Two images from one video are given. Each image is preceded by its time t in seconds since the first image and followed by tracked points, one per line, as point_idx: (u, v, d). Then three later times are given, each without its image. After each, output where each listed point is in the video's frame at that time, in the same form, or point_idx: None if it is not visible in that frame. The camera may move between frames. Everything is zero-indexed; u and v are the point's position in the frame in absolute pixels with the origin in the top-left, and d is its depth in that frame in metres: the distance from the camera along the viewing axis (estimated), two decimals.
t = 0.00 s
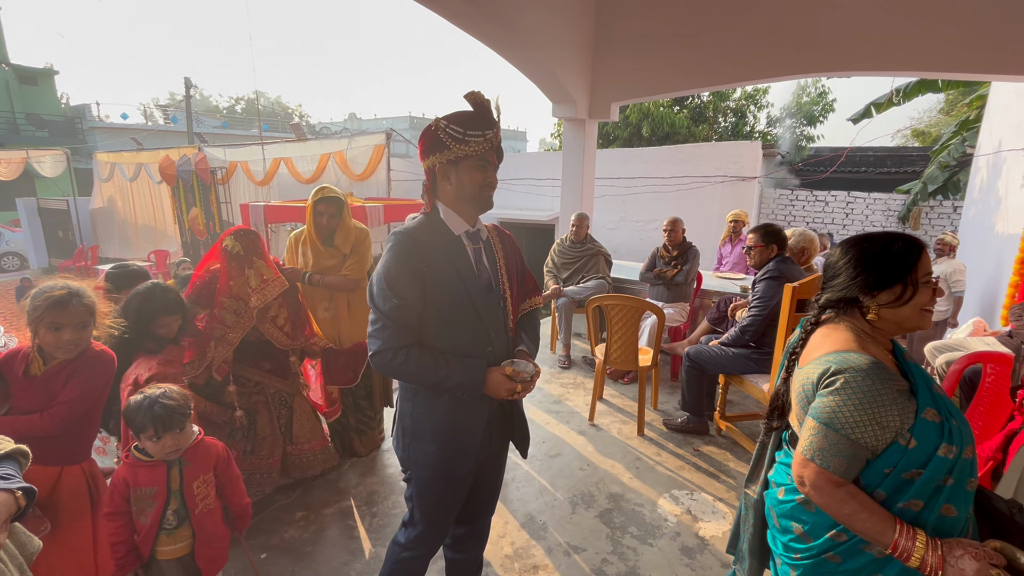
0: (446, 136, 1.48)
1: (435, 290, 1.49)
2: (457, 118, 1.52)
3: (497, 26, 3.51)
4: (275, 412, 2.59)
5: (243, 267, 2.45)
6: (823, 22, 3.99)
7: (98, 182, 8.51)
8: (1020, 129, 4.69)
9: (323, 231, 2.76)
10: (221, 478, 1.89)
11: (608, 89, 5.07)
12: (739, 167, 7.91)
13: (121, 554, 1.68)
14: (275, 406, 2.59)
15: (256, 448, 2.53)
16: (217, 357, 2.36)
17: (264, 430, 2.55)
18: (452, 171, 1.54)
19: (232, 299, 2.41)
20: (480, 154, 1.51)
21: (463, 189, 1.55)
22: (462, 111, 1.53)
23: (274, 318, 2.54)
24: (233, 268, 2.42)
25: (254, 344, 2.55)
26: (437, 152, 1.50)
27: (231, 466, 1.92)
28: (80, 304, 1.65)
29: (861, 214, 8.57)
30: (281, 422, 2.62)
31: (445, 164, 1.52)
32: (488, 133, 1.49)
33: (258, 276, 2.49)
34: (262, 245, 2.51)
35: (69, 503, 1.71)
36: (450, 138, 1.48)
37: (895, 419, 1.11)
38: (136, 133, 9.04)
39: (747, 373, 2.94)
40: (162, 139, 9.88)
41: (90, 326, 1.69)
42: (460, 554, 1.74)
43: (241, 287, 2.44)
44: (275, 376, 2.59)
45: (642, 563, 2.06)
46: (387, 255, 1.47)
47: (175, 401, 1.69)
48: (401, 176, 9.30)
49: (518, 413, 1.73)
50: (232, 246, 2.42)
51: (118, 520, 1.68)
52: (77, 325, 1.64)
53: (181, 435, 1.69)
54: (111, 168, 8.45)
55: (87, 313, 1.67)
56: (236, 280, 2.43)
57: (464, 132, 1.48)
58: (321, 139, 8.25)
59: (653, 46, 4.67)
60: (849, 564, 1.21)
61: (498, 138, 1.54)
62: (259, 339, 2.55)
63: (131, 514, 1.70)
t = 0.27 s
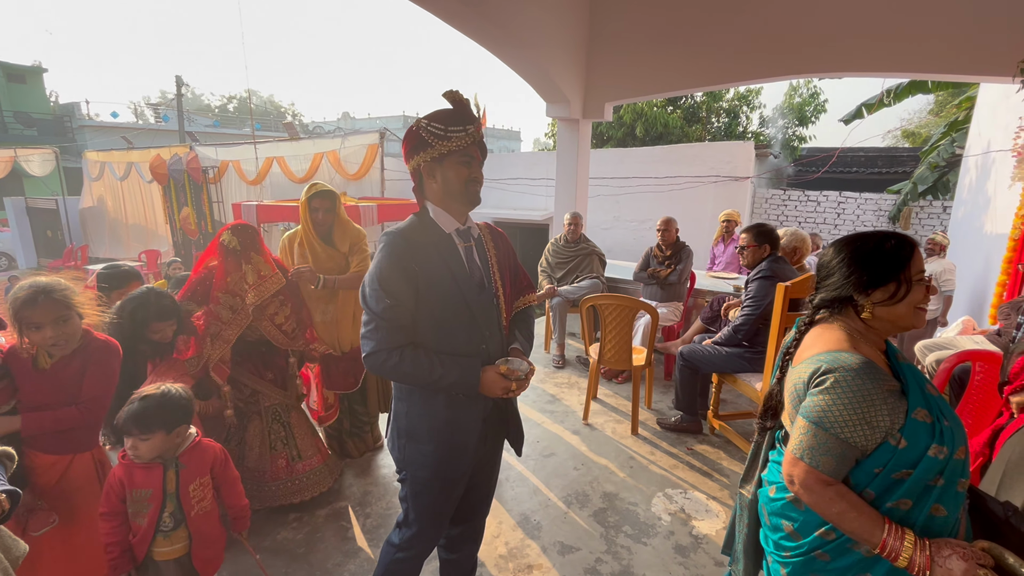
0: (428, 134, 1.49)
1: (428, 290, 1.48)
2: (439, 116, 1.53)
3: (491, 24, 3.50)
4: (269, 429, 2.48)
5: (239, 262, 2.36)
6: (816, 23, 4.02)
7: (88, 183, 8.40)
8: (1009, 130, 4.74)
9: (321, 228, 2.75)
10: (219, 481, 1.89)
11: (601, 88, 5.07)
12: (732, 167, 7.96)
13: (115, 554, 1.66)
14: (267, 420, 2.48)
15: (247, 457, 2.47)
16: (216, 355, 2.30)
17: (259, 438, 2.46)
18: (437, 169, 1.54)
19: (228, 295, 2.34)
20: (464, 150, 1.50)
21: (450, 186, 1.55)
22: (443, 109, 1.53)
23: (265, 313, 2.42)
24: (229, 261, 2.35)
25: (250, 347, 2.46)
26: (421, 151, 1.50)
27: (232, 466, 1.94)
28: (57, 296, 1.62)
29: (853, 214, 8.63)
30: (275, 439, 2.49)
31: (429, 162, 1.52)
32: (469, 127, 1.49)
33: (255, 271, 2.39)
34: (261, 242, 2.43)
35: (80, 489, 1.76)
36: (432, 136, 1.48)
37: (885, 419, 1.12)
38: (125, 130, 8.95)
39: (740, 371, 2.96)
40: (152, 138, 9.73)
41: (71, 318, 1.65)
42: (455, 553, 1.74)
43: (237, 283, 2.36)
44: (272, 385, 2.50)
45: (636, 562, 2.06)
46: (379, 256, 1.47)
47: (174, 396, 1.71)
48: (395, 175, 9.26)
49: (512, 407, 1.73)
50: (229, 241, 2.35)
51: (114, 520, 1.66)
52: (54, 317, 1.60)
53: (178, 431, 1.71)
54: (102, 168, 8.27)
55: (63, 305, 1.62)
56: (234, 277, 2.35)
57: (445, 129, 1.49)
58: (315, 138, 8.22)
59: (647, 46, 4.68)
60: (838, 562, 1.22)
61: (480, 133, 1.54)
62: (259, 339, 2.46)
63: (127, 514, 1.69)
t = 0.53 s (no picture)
0: (414, 135, 1.49)
1: (417, 289, 1.48)
2: (426, 116, 1.52)
3: (485, 24, 3.50)
4: (267, 434, 2.49)
5: (251, 253, 2.40)
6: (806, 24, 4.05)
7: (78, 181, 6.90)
8: (998, 131, 4.79)
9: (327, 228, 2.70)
10: (202, 493, 1.83)
11: (595, 88, 5.08)
12: (725, 167, 8.00)
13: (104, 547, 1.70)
14: (265, 425, 2.48)
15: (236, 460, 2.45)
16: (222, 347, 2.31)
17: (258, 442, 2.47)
18: (425, 170, 1.54)
19: (239, 287, 2.35)
20: (451, 151, 1.50)
21: (437, 186, 1.54)
22: (429, 108, 1.52)
23: (279, 307, 2.44)
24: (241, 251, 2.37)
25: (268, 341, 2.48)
26: (409, 152, 1.50)
27: (219, 475, 1.88)
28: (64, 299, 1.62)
29: (844, 214, 8.70)
30: (271, 445, 2.49)
31: (417, 163, 1.51)
32: (456, 128, 1.48)
33: (269, 264, 2.43)
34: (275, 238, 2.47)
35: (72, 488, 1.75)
36: (418, 137, 1.48)
37: (877, 420, 1.13)
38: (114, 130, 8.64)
39: (733, 370, 2.97)
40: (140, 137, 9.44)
41: (77, 318, 1.65)
42: (449, 554, 1.73)
43: (249, 274, 2.37)
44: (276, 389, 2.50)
45: (630, 561, 2.07)
46: (369, 256, 1.47)
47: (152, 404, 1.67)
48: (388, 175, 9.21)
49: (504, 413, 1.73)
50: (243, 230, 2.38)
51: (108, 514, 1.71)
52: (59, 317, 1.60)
53: (157, 437, 1.68)
54: (89, 166, 7.27)
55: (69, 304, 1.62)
56: (245, 268, 2.37)
57: (431, 130, 1.48)
58: (308, 138, 8.18)
59: (641, 45, 4.69)
60: (827, 560, 1.23)
61: (468, 133, 1.53)
62: (266, 335, 2.47)
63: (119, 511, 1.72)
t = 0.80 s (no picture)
0: (402, 137, 1.49)
1: (404, 290, 1.47)
2: (414, 118, 1.51)
3: (478, 24, 3.49)
4: (264, 436, 2.46)
5: (250, 241, 2.36)
6: (798, 25, 4.07)
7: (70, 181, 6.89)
8: (986, 131, 4.84)
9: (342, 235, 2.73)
10: (181, 505, 1.83)
11: (588, 88, 5.08)
12: (719, 167, 8.03)
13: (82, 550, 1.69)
14: (264, 424, 2.47)
15: (231, 460, 2.39)
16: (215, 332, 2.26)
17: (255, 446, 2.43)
18: (412, 171, 1.53)
19: (234, 271, 2.30)
20: (438, 152, 1.50)
21: (424, 187, 1.54)
22: (417, 108, 1.51)
23: (293, 296, 2.53)
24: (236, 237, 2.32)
25: (275, 331, 2.49)
26: (396, 154, 1.50)
27: (199, 485, 1.89)
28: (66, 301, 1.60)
29: (836, 213, 8.76)
30: (269, 444, 2.47)
31: (405, 164, 1.51)
32: (444, 129, 1.48)
33: (270, 252, 2.44)
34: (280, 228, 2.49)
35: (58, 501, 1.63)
36: (405, 139, 1.48)
37: (870, 425, 1.13)
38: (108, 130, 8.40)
39: (726, 369, 2.99)
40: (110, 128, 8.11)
41: (81, 321, 1.64)
42: (443, 555, 1.73)
43: (247, 261, 2.35)
44: (272, 381, 2.48)
45: (624, 560, 2.07)
46: (356, 258, 1.46)
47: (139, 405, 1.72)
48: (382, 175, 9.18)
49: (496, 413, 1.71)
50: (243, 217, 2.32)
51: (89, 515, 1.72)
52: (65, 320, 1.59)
53: (140, 442, 1.71)
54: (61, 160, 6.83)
55: (74, 308, 1.62)
56: (244, 254, 2.33)
57: (418, 132, 1.48)
58: (301, 137, 8.12)
59: (635, 45, 4.70)
60: (819, 562, 1.23)
61: (454, 133, 1.53)
62: (260, 325, 2.43)
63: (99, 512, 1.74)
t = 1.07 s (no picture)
0: (395, 137, 1.48)
1: (396, 290, 1.47)
2: (405, 118, 1.51)
3: (472, 23, 3.48)
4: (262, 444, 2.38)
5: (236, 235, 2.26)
6: (791, 25, 4.09)
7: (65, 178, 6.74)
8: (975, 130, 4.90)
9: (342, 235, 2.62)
10: (167, 511, 1.83)
11: (582, 87, 5.08)
12: (712, 166, 8.06)
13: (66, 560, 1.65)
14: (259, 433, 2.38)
15: (228, 471, 2.32)
16: (196, 332, 2.17)
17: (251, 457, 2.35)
18: (406, 171, 1.53)
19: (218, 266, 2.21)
20: (432, 153, 1.49)
21: (417, 187, 1.53)
22: (410, 108, 1.51)
23: (278, 287, 2.38)
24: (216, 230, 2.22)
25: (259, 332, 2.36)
26: (388, 154, 1.50)
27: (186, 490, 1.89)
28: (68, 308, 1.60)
29: (828, 212, 8.82)
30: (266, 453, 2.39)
31: (397, 164, 1.51)
32: (437, 130, 1.47)
33: (256, 248, 2.31)
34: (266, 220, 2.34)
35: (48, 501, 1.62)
36: (397, 140, 1.47)
37: (864, 431, 1.14)
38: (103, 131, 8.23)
39: (720, 367, 3.00)
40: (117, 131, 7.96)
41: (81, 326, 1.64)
42: (437, 556, 1.72)
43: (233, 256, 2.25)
44: (260, 385, 2.37)
45: (619, 558, 2.08)
46: (347, 258, 1.45)
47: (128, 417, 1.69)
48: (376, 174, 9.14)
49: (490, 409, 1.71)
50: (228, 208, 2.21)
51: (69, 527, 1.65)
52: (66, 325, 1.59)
53: (126, 450, 1.67)
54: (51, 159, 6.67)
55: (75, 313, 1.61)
56: (229, 249, 2.24)
57: (411, 133, 1.47)
58: (294, 136, 8.07)
59: (628, 44, 4.70)
60: (813, 565, 1.24)
61: (446, 132, 1.53)
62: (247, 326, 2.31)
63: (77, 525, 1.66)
